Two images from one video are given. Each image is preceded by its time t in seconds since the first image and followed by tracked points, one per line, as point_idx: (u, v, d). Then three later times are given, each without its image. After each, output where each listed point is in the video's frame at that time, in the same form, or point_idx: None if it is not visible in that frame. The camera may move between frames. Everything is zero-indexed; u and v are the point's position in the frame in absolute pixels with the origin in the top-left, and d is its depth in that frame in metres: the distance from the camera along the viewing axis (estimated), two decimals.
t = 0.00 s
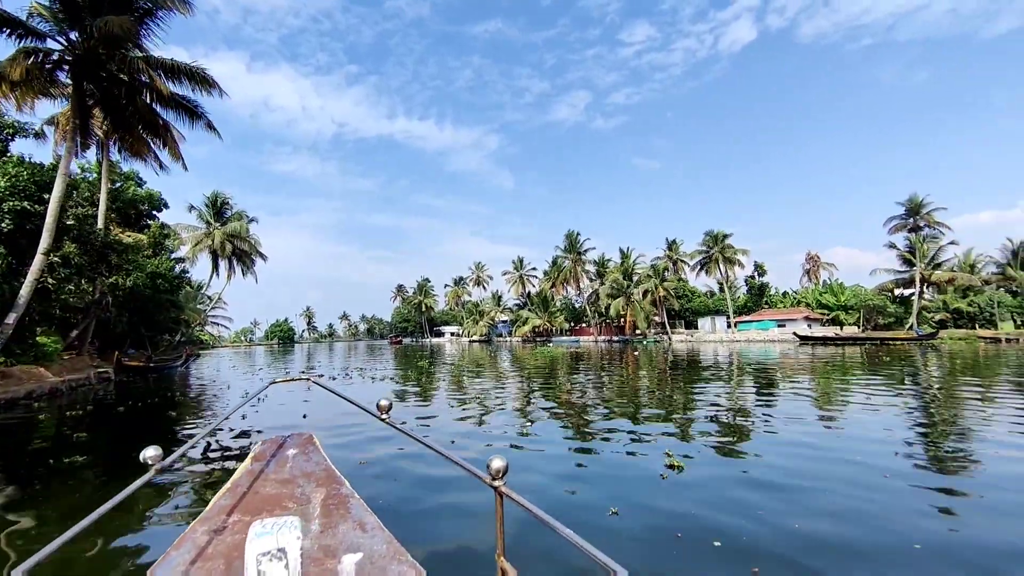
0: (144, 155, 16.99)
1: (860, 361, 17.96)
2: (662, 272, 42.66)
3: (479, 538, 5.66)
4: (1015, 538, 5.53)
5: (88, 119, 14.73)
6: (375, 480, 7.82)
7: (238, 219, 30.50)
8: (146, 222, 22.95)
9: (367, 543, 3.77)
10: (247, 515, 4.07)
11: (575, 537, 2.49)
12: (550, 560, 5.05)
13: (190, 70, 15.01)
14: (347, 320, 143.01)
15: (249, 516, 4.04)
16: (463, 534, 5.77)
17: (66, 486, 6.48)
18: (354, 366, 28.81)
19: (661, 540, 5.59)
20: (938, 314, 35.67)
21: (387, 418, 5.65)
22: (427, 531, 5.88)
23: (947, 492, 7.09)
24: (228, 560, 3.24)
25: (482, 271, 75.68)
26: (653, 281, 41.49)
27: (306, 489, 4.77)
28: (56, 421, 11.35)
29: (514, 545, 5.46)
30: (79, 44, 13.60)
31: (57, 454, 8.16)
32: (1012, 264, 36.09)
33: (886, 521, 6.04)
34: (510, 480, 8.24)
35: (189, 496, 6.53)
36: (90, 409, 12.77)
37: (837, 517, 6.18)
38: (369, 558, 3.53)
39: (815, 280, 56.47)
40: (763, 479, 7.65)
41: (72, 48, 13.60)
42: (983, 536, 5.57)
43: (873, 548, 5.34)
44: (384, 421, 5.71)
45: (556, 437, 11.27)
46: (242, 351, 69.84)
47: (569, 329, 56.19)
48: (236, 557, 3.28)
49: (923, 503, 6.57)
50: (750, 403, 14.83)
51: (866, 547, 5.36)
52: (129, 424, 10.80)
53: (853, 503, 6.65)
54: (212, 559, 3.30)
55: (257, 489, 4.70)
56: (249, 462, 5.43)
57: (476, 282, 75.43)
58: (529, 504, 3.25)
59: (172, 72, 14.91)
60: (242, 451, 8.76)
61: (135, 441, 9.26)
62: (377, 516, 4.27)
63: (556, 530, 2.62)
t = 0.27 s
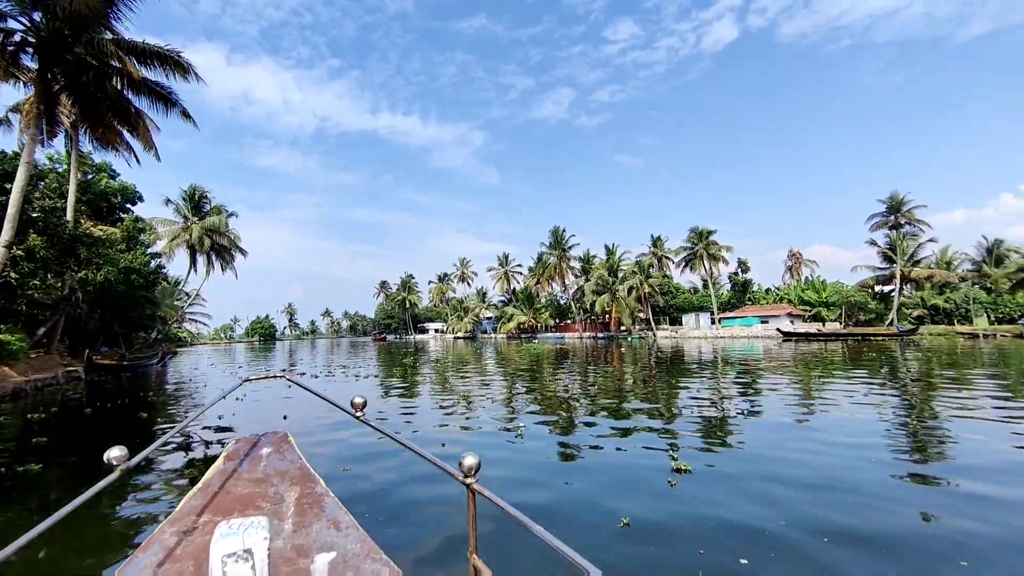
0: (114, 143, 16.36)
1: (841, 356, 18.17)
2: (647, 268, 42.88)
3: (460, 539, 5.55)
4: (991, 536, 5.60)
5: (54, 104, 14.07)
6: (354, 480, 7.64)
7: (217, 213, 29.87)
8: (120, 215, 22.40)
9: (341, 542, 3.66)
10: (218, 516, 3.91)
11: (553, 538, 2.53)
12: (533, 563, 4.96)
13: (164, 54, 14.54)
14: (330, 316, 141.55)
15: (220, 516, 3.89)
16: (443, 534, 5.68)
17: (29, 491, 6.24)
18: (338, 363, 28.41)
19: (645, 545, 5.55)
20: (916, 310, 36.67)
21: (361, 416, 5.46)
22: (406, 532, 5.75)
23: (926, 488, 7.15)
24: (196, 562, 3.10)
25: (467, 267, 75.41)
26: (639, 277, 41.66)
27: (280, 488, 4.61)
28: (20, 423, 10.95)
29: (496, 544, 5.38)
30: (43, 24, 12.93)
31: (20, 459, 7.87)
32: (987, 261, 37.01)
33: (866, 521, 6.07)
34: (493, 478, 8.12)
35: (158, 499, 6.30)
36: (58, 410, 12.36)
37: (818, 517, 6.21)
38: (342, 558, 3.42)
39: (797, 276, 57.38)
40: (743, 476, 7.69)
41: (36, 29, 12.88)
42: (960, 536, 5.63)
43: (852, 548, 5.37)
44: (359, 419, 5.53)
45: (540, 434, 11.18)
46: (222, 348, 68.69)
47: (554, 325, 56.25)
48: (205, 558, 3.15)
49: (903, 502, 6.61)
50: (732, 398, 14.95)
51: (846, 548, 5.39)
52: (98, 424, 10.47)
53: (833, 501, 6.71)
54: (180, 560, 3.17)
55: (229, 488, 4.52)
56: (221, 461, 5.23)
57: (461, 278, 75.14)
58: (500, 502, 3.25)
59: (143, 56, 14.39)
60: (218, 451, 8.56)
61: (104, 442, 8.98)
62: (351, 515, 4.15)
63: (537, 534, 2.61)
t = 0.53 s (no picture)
0: (86, 132, 15.88)
1: (823, 352, 18.42)
2: (632, 265, 43.09)
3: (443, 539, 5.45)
4: (960, 532, 5.73)
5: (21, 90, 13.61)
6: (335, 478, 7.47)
7: (195, 206, 29.24)
8: (93, 208, 21.80)
9: (318, 541, 3.60)
10: (192, 516, 3.81)
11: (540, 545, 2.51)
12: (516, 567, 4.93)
13: (136, 37, 14.20)
14: (312, 313, 139.98)
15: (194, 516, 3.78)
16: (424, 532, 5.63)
17: None
18: (321, 360, 28.03)
19: (628, 547, 5.55)
20: (895, 307, 37.52)
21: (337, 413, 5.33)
22: (387, 531, 5.65)
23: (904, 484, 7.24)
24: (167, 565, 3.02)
25: (452, 262, 75.06)
26: (624, 273, 41.82)
27: (256, 486, 4.50)
28: None
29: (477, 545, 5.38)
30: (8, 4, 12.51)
31: None
32: (962, 259, 37.95)
33: (845, 518, 6.15)
34: (477, 475, 8.06)
35: (129, 504, 6.09)
36: (26, 410, 12.00)
37: (798, 514, 6.29)
38: (318, 557, 3.38)
39: (780, 273, 58.16)
40: (725, 473, 7.76)
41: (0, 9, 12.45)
42: (932, 531, 5.76)
43: (828, 546, 5.46)
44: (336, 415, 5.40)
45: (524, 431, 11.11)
46: (202, 345, 67.54)
47: (540, 321, 56.30)
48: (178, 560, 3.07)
49: (882, 498, 6.71)
50: (716, 393, 15.07)
51: (824, 545, 5.49)
52: (67, 425, 10.18)
53: (812, 497, 6.81)
54: (152, 562, 3.09)
55: (204, 488, 4.40)
56: (195, 460, 5.07)
57: (445, 274, 74.78)
58: (476, 499, 3.25)
59: (116, 39, 14.12)
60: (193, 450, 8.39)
61: (73, 443, 8.74)
62: (328, 513, 4.08)
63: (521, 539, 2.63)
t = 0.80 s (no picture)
0: (54, 119, 15.33)
1: (807, 349, 18.57)
2: (617, 261, 43.21)
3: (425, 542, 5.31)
4: (943, 528, 5.76)
5: None
6: (314, 478, 7.26)
7: (172, 199, 28.53)
8: (63, 200, 21.12)
9: (292, 541, 3.44)
10: (161, 517, 3.62)
11: (518, 551, 2.39)
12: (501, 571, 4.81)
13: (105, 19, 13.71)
14: (294, 310, 138.23)
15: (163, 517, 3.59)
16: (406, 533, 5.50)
17: None
18: (304, 358, 27.58)
19: (614, 549, 5.47)
20: (876, 303, 38.25)
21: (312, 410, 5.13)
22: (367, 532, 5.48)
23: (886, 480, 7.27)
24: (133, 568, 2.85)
25: (436, 259, 74.63)
26: (610, 269, 41.90)
27: (229, 486, 4.30)
28: None
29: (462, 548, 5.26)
30: None
31: None
32: (940, 257, 38.73)
33: (829, 515, 6.15)
34: (461, 474, 7.92)
35: (96, 507, 5.85)
36: None
37: (784, 512, 6.27)
38: (292, 558, 3.21)
39: (763, 270, 58.88)
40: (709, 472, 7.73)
41: None
42: (914, 528, 5.77)
43: (813, 544, 5.44)
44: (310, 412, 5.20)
45: (509, 429, 10.96)
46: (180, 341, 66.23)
47: (525, 318, 56.25)
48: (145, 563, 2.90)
49: (864, 496, 6.72)
50: (701, 390, 15.11)
51: (808, 544, 5.46)
52: (32, 427, 9.79)
53: (795, 495, 6.81)
54: (118, 565, 2.91)
55: (174, 488, 4.19)
56: (166, 459, 4.83)
57: (430, 271, 74.31)
58: (451, 497, 3.15)
59: (84, 20, 13.63)
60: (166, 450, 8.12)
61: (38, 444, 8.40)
62: (302, 512, 3.91)
63: (500, 541, 2.54)
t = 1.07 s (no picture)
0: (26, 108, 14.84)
1: (793, 348, 18.66)
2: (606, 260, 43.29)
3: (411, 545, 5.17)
4: (928, 525, 5.76)
5: None
6: (296, 479, 7.09)
7: (150, 194, 27.89)
8: (36, 194, 20.53)
9: (269, 540, 3.30)
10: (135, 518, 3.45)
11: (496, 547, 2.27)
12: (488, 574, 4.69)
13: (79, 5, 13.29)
14: (278, 308, 136.69)
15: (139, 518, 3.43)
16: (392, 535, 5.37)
17: None
18: (289, 357, 27.15)
19: (605, 549, 5.40)
20: (860, 302, 38.84)
21: (290, 408, 4.99)
22: (352, 533, 5.34)
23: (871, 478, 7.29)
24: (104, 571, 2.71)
25: (423, 257, 74.22)
26: (599, 268, 41.97)
27: (205, 486, 4.13)
28: None
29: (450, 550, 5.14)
30: None
31: None
32: (922, 256, 39.47)
33: (817, 513, 6.13)
34: (448, 474, 7.79)
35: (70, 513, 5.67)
36: None
37: (774, 511, 6.25)
38: (268, 557, 3.06)
39: (749, 268, 59.47)
40: (697, 471, 7.70)
41: None
42: (900, 525, 5.77)
43: (803, 543, 5.39)
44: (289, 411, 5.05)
45: (497, 427, 10.83)
46: (161, 340, 65.06)
47: (513, 317, 56.20)
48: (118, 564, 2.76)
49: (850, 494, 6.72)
50: (688, 389, 15.11)
51: (797, 542, 5.42)
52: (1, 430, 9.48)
53: (783, 493, 6.79)
54: (89, 567, 2.77)
55: (148, 489, 4.01)
56: (140, 459, 4.63)
57: (416, 269, 73.87)
58: (430, 496, 3.00)
59: (57, 5, 13.19)
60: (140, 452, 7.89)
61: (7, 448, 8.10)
62: (280, 513, 3.77)
63: (475, 536, 2.43)
